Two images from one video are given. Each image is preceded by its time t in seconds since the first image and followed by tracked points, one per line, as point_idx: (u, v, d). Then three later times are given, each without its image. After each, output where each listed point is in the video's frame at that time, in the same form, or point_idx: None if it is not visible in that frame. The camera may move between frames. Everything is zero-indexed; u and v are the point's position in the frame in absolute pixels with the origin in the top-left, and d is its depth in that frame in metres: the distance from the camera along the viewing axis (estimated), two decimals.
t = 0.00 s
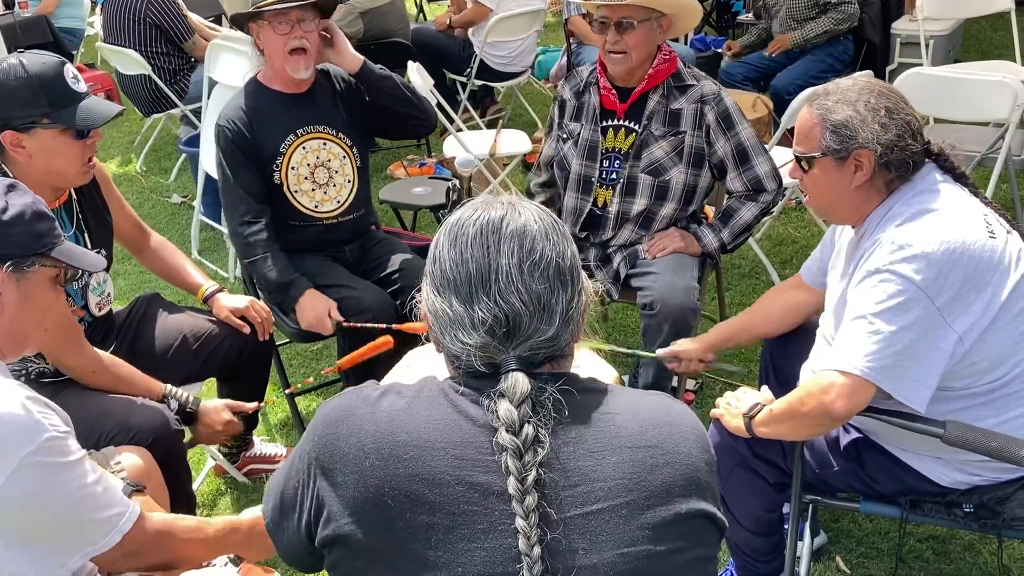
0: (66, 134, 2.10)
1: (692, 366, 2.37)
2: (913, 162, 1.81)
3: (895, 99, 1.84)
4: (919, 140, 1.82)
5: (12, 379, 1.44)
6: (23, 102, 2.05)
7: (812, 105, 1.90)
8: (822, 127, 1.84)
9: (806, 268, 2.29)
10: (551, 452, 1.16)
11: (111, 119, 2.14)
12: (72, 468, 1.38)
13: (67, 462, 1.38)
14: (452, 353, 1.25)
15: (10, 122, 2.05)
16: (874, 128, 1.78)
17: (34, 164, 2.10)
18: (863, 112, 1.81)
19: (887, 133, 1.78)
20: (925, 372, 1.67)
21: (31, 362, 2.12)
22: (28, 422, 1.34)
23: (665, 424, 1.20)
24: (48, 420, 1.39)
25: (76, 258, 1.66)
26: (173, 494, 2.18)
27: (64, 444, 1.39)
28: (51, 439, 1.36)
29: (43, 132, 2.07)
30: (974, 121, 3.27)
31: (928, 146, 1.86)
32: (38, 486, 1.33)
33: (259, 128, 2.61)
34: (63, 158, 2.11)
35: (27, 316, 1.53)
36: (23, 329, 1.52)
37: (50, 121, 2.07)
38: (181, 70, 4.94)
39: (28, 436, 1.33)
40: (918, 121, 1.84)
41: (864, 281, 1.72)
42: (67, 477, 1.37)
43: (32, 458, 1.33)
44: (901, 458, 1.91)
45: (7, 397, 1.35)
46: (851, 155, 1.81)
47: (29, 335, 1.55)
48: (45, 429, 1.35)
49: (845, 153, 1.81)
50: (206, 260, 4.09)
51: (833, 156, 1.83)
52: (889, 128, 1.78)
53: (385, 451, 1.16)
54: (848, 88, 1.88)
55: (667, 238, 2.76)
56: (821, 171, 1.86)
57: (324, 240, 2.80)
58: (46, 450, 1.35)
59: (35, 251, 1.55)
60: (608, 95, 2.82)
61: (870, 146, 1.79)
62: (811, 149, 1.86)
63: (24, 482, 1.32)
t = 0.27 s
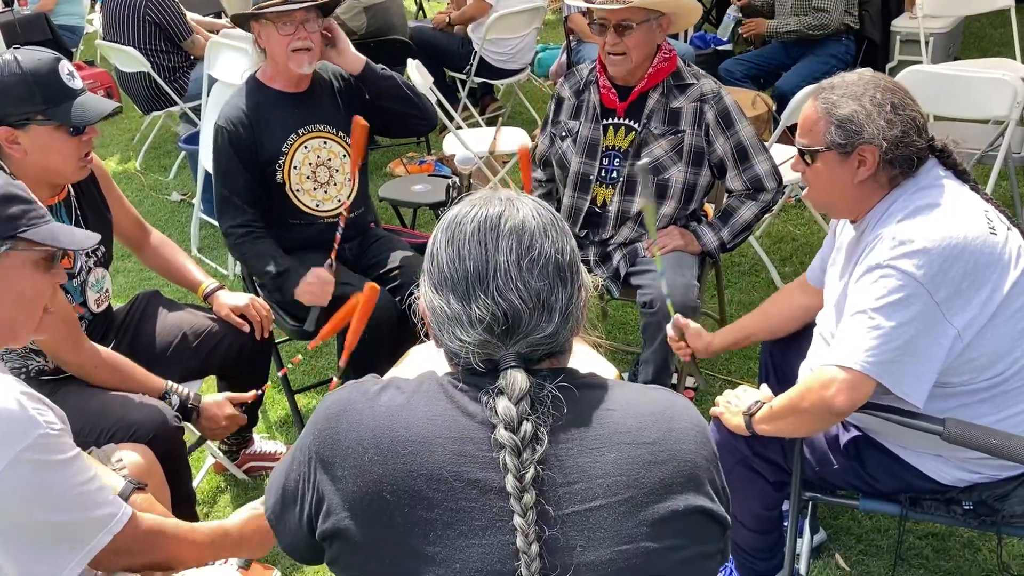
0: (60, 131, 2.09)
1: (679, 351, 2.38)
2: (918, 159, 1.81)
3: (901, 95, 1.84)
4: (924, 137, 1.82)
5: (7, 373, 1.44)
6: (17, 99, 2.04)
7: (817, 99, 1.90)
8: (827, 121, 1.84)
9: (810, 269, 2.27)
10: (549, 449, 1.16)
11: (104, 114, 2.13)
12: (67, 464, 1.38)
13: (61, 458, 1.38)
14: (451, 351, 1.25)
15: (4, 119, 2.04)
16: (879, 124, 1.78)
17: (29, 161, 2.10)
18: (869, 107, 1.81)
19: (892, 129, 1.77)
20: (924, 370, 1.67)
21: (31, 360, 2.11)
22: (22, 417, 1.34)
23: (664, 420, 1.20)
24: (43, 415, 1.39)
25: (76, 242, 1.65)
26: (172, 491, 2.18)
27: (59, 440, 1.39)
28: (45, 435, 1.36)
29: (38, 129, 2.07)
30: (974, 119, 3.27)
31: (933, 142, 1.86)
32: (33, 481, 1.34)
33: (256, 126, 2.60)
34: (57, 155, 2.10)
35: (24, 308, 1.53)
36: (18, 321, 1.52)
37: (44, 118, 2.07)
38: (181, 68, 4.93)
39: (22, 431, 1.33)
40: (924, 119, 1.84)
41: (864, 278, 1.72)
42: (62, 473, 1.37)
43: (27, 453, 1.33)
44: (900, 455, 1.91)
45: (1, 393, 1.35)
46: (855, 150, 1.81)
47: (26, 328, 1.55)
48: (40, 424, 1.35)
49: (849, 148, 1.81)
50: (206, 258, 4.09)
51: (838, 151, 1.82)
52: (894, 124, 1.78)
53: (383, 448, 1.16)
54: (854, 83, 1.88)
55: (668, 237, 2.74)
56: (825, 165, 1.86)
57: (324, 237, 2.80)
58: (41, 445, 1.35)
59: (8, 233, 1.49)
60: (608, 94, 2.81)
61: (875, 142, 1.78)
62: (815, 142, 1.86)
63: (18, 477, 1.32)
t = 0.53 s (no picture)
0: (65, 133, 2.09)
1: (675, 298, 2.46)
2: (917, 153, 1.82)
3: (899, 89, 1.84)
4: (923, 130, 1.82)
5: None
6: (21, 99, 2.04)
7: (816, 95, 1.89)
8: (825, 115, 1.83)
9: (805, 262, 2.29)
10: (550, 446, 1.17)
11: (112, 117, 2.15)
12: (59, 463, 1.38)
13: (53, 457, 1.38)
14: (450, 350, 1.25)
15: (9, 120, 2.04)
16: (878, 117, 1.78)
17: (35, 161, 2.10)
18: (867, 101, 1.81)
19: (890, 122, 1.78)
20: (924, 367, 1.67)
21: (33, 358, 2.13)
22: (12, 416, 1.34)
23: (664, 417, 1.20)
24: (33, 414, 1.39)
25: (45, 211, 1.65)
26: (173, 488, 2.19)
27: (50, 439, 1.39)
28: (36, 434, 1.36)
29: (43, 130, 2.07)
30: (975, 118, 3.26)
31: (932, 137, 1.86)
32: (25, 480, 1.34)
33: (256, 124, 2.60)
34: (63, 156, 2.11)
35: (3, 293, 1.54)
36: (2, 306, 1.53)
37: (48, 120, 2.07)
38: (182, 66, 4.93)
39: (13, 429, 1.33)
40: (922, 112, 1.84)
41: (862, 277, 1.72)
42: (54, 472, 1.37)
43: (18, 452, 1.33)
44: (899, 452, 1.92)
45: None
46: (855, 145, 1.81)
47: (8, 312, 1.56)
48: (30, 423, 1.36)
49: (848, 142, 1.81)
50: (206, 256, 4.09)
51: (837, 146, 1.82)
52: (892, 117, 1.78)
53: (385, 445, 1.16)
54: (852, 78, 1.87)
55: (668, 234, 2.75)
56: (825, 160, 1.85)
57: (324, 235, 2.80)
58: (32, 444, 1.35)
59: None
60: (609, 91, 2.82)
61: (874, 136, 1.79)
62: (814, 137, 1.86)
63: (10, 476, 1.32)
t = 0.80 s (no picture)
0: (65, 128, 2.09)
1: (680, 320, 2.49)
2: (915, 155, 1.81)
3: (897, 91, 1.83)
4: (921, 132, 1.80)
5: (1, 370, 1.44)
6: (20, 95, 2.03)
7: (814, 97, 1.89)
8: (823, 117, 1.83)
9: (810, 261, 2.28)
10: (550, 444, 1.16)
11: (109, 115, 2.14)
12: (63, 459, 1.38)
13: (58, 453, 1.38)
14: (451, 346, 1.25)
15: (10, 115, 2.04)
16: (875, 119, 1.77)
17: (36, 157, 2.10)
18: (865, 103, 1.80)
19: (888, 124, 1.77)
20: (926, 367, 1.67)
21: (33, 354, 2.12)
22: (15, 413, 1.34)
23: (666, 415, 1.19)
24: (37, 410, 1.38)
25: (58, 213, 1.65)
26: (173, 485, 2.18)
27: (55, 435, 1.38)
28: (39, 431, 1.36)
29: (43, 126, 2.07)
30: (978, 116, 3.25)
31: (932, 138, 1.85)
32: (29, 477, 1.34)
33: (258, 122, 2.60)
34: (63, 153, 2.11)
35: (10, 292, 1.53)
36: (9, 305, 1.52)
37: (48, 116, 2.07)
38: (184, 62, 4.92)
39: (14, 427, 1.33)
40: (920, 113, 1.83)
41: (865, 275, 1.72)
42: (58, 468, 1.37)
43: (21, 449, 1.33)
44: (902, 451, 1.92)
45: None
46: (853, 146, 1.80)
47: (11, 312, 1.55)
48: (32, 420, 1.35)
49: (846, 144, 1.80)
50: (208, 252, 4.09)
51: (835, 148, 1.81)
52: (890, 119, 1.77)
53: (385, 443, 1.16)
54: (851, 79, 1.87)
55: (671, 231, 2.74)
56: (823, 162, 1.85)
57: (326, 232, 2.80)
58: (35, 441, 1.35)
59: None
60: (612, 89, 2.81)
61: (872, 137, 1.78)
62: (812, 140, 1.85)
63: (13, 473, 1.32)
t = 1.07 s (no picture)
0: (70, 123, 2.09)
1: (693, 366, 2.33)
2: (921, 156, 1.80)
3: (904, 92, 1.83)
4: (927, 134, 1.80)
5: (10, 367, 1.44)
6: (24, 91, 2.04)
7: (820, 97, 1.88)
8: (829, 118, 1.82)
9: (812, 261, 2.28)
10: (552, 445, 1.16)
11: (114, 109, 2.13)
12: (73, 454, 1.38)
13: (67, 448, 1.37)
14: (452, 347, 1.25)
15: (14, 111, 2.04)
16: (882, 121, 1.76)
17: (39, 152, 2.10)
18: (871, 104, 1.79)
19: (894, 126, 1.76)
20: (930, 368, 1.66)
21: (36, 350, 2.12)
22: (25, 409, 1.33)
23: (668, 416, 1.19)
24: (46, 406, 1.38)
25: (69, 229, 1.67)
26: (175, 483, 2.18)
27: (64, 430, 1.38)
28: (49, 426, 1.35)
29: (48, 122, 2.07)
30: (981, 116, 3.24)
31: (937, 139, 1.84)
32: (39, 473, 1.33)
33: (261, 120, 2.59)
34: (66, 147, 2.10)
35: (20, 298, 1.54)
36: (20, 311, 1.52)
37: (52, 111, 2.06)
38: (186, 59, 4.92)
39: (25, 423, 1.32)
40: (926, 114, 1.83)
41: (868, 276, 1.71)
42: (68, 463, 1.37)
43: (32, 445, 1.33)
44: (905, 452, 1.91)
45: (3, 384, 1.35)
46: (858, 148, 1.80)
47: (24, 316, 1.57)
48: (42, 416, 1.35)
49: (852, 145, 1.79)
50: (210, 250, 4.09)
51: (840, 148, 1.80)
52: (896, 120, 1.77)
53: (386, 443, 1.16)
54: (856, 80, 1.86)
55: (673, 231, 2.74)
56: (827, 163, 1.84)
57: (327, 230, 2.79)
58: (45, 437, 1.34)
59: (14, 228, 1.53)
60: (614, 88, 2.81)
61: (878, 139, 1.77)
62: (818, 140, 1.84)
63: (23, 469, 1.32)
